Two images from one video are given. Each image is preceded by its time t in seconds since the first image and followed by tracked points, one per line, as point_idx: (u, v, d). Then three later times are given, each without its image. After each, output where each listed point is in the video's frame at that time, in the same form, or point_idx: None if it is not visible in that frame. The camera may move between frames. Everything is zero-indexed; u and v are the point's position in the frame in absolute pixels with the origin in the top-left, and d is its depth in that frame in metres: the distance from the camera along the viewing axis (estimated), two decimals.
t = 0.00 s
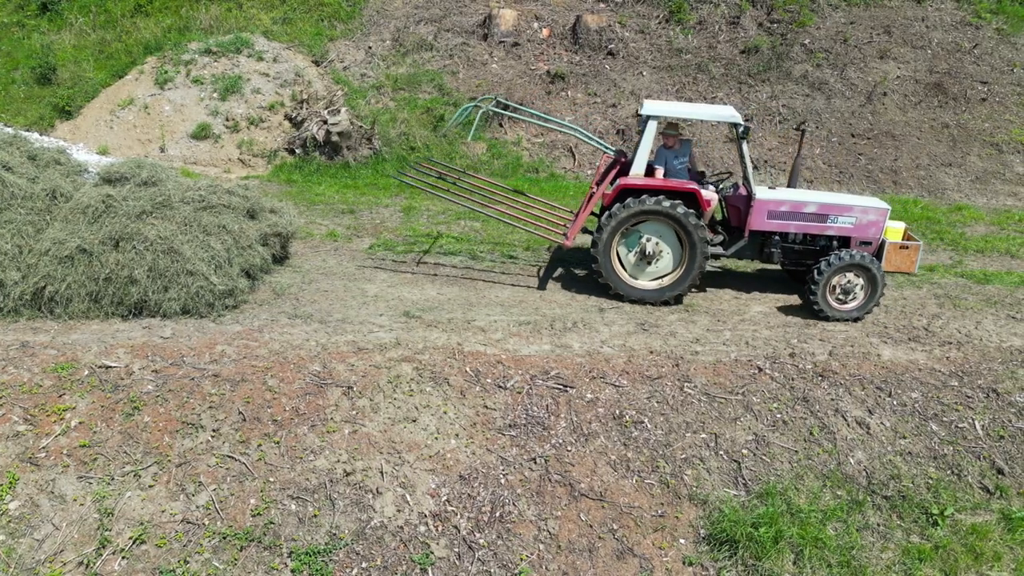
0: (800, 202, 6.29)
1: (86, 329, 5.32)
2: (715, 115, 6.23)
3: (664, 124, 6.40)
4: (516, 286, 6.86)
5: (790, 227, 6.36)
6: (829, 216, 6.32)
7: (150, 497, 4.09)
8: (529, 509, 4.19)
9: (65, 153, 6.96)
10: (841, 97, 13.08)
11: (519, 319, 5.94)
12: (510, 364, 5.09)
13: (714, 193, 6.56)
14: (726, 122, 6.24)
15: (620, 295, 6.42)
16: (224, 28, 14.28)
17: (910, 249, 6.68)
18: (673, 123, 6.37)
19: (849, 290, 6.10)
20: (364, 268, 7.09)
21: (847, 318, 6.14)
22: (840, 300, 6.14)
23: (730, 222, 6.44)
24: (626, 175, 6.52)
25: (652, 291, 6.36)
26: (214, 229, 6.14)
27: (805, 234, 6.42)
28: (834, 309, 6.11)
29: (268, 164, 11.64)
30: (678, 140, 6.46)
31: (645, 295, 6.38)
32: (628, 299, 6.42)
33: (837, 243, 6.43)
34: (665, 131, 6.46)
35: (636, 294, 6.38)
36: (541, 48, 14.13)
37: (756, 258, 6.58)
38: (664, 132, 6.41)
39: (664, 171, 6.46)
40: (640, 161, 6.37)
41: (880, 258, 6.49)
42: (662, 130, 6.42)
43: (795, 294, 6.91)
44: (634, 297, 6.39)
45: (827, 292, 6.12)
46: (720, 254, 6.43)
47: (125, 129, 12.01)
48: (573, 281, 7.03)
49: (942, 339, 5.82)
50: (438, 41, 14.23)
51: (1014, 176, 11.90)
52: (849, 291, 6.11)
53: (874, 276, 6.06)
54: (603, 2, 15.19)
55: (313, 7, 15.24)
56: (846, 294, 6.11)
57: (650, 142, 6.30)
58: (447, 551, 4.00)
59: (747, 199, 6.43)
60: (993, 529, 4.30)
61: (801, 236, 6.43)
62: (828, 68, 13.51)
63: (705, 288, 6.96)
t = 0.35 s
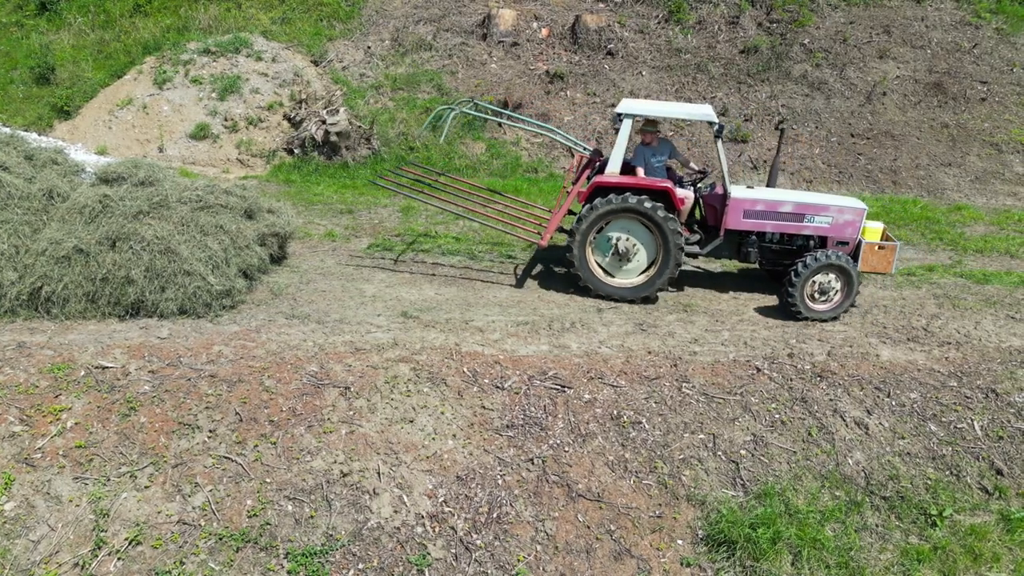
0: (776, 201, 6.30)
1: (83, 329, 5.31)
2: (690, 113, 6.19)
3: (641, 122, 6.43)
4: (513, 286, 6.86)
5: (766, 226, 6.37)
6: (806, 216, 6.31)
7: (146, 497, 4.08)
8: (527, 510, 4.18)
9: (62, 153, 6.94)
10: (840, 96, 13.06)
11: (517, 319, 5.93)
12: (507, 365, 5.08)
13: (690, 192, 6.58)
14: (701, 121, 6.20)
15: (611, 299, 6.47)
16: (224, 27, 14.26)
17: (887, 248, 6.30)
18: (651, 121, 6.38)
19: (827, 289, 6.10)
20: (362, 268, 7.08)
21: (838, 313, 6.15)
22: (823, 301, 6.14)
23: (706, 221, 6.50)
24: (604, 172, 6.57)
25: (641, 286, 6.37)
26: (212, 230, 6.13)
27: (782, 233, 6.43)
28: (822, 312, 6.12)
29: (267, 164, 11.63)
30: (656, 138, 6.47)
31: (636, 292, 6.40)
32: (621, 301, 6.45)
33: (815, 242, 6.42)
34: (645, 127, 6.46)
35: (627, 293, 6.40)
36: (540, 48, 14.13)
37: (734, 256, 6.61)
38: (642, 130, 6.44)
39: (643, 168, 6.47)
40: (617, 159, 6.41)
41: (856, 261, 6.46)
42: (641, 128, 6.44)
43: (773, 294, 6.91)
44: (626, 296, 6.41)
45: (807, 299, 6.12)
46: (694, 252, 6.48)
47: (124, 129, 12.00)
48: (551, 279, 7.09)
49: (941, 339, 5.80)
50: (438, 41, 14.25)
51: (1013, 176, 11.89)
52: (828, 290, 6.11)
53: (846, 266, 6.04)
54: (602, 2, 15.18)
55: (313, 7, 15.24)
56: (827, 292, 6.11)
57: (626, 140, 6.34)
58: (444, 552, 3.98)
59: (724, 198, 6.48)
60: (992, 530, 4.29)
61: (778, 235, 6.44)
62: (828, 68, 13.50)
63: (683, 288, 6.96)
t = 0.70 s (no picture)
0: (757, 200, 6.31)
1: (83, 329, 5.30)
2: (669, 111, 6.19)
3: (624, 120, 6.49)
4: (513, 286, 6.85)
5: (748, 225, 6.38)
6: (787, 216, 6.32)
7: (147, 497, 4.07)
8: (528, 510, 4.17)
9: (63, 152, 6.93)
10: (841, 96, 13.06)
11: (518, 319, 5.92)
12: (509, 364, 5.07)
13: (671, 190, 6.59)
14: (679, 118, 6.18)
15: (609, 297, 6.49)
16: (224, 27, 14.26)
17: (870, 249, 6.52)
18: (634, 119, 6.40)
19: (806, 286, 6.05)
20: (363, 268, 7.07)
21: (827, 304, 6.11)
22: (808, 300, 6.11)
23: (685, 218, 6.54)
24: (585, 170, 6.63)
25: (633, 275, 6.39)
26: (213, 229, 6.12)
27: (764, 233, 6.44)
28: (811, 310, 6.10)
29: (267, 164, 11.62)
30: (639, 136, 6.51)
31: (630, 282, 6.42)
32: (621, 296, 6.46)
33: (796, 242, 6.43)
34: (629, 126, 6.50)
35: (623, 285, 6.42)
36: (541, 48, 14.13)
37: (716, 255, 6.62)
38: (626, 128, 6.47)
39: (625, 166, 6.53)
40: (597, 158, 6.47)
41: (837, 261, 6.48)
42: (624, 126, 6.48)
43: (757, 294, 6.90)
44: (625, 289, 6.44)
45: (793, 306, 6.09)
46: (674, 251, 6.51)
47: (124, 129, 11.99)
48: (533, 275, 7.15)
49: (943, 339, 5.79)
50: (438, 40, 14.26)
51: (1014, 175, 11.89)
52: (808, 289, 6.07)
53: (816, 262, 5.97)
54: (603, 2, 15.16)
55: (313, 7, 15.25)
56: (810, 290, 6.06)
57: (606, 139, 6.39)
58: (445, 552, 3.97)
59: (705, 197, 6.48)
60: (994, 530, 4.29)
61: (760, 234, 6.45)
62: (828, 67, 13.49)
63: (665, 287, 6.95)
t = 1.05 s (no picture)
0: (734, 200, 6.31)
1: (86, 329, 5.30)
2: (646, 111, 6.17)
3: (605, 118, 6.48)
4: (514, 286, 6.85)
5: (725, 225, 6.37)
6: (764, 216, 6.30)
7: (151, 498, 4.07)
8: (532, 510, 4.17)
9: (64, 152, 6.91)
10: (842, 96, 13.06)
11: (520, 319, 5.92)
12: (512, 365, 5.07)
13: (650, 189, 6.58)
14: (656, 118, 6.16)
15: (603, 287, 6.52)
16: (225, 27, 14.28)
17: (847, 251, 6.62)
18: (615, 118, 6.39)
19: (776, 287, 6.04)
20: (366, 269, 7.07)
21: (810, 289, 6.02)
22: (790, 295, 6.07)
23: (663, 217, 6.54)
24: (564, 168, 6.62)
25: (618, 259, 6.39)
26: (215, 229, 6.11)
27: (741, 233, 6.43)
28: (801, 302, 6.04)
29: (269, 164, 11.62)
30: (622, 135, 6.48)
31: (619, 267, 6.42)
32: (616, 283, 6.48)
33: (774, 242, 6.42)
34: (610, 124, 6.48)
35: (614, 272, 6.44)
36: (541, 48, 14.15)
37: (695, 255, 6.62)
38: (607, 126, 6.45)
39: (603, 165, 6.52)
40: (575, 157, 6.46)
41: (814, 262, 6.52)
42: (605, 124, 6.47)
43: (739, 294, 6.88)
44: (618, 275, 6.45)
45: (780, 308, 6.08)
46: (651, 250, 6.52)
47: (125, 129, 11.99)
48: (513, 272, 7.20)
49: (945, 340, 5.79)
50: (439, 40, 14.30)
51: (1015, 175, 11.90)
52: (780, 288, 6.05)
53: (764, 265, 5.98)
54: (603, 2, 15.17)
55: (314, 7, 15.27)
56: (785, 287, 6.03)
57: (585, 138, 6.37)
58: (449, 552, 3.98)
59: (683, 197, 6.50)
60: (998, 531, 4.29)
61: (737, 234, 6.44)
62: (829, 67, 13.48)
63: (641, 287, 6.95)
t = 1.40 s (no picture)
0: (709, 200, 6.33)
1: (89, 328, 5.32)
2: (619, 110, 6.22)
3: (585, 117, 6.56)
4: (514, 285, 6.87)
5: (699, 224, 6.40)
6: (739, 216, 6.30)
7: (155, 496, 4.09)
8: (534, 509, 4.19)
9: (67, 152, 6.92)
10: (842, 96, 13.07)
11: (522, 319, 5.94)
12: (513, 364, 5.09)
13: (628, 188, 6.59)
14: (629, 117, 6.20)
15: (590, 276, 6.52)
16: (226, 27, 14.32)
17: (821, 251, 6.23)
18: (594, 116, 6.45)
19: (745, 288, 6.07)
20: (368, 268, 7.08)
21: (777, 273, 5.99)
22: (764, 287, 6.06)
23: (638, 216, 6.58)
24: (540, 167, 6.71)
25: (595, 244, 6.38)
26: (217, 229, 6.13)
27: (716, 232, 6.44)
28: (777, 286, 6.01)
29: (270, 164, 11.63)
30: (601, 133, 6.55)
31: (600, 252, 6.41)
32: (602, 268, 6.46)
33: (748, 242, 6.41)
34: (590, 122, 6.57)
35: (597, 258, 6.42)
36: (542, 48, 14.20)
37: (671, 253, 6.70)
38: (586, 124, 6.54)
39: (580, 162, 6.59)
40: (552, 154, 6.54)
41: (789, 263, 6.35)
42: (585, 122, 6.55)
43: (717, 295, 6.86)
44: (601, 260, 6.44)
45: (759, 303, 6.09)
46: (627, 249, 6.54)
47: (127, 129, 12.02)
48: (494, 270, 7.25)
49: (946, 339, 5.80)
50: (440, 40, 14.37)
51: (1015, 175, 11.92)
52: (749, 287, 6.07)
53: (718, 281, 6.05)
54: (604, 2, 15.19)
55: (315, 7, 15.33)
56: (752, 283, 6.05)
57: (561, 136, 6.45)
58: (452, 550, 4.00)
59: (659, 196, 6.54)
60: (998, 529, 4.31)
61: (713, 233, 6.46)
62: (830, 68, 13.50)
63: (616, 284, 7.01)
